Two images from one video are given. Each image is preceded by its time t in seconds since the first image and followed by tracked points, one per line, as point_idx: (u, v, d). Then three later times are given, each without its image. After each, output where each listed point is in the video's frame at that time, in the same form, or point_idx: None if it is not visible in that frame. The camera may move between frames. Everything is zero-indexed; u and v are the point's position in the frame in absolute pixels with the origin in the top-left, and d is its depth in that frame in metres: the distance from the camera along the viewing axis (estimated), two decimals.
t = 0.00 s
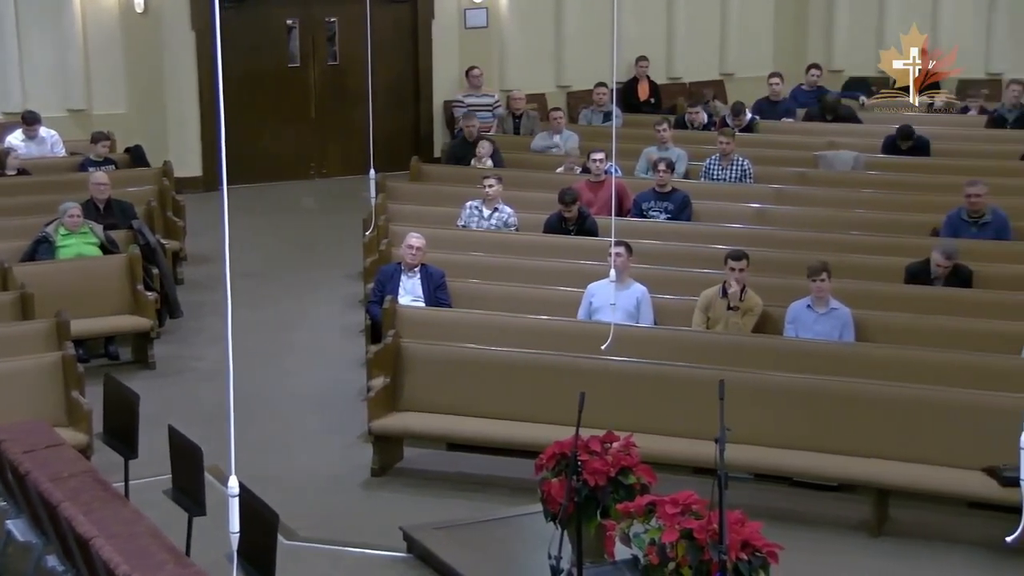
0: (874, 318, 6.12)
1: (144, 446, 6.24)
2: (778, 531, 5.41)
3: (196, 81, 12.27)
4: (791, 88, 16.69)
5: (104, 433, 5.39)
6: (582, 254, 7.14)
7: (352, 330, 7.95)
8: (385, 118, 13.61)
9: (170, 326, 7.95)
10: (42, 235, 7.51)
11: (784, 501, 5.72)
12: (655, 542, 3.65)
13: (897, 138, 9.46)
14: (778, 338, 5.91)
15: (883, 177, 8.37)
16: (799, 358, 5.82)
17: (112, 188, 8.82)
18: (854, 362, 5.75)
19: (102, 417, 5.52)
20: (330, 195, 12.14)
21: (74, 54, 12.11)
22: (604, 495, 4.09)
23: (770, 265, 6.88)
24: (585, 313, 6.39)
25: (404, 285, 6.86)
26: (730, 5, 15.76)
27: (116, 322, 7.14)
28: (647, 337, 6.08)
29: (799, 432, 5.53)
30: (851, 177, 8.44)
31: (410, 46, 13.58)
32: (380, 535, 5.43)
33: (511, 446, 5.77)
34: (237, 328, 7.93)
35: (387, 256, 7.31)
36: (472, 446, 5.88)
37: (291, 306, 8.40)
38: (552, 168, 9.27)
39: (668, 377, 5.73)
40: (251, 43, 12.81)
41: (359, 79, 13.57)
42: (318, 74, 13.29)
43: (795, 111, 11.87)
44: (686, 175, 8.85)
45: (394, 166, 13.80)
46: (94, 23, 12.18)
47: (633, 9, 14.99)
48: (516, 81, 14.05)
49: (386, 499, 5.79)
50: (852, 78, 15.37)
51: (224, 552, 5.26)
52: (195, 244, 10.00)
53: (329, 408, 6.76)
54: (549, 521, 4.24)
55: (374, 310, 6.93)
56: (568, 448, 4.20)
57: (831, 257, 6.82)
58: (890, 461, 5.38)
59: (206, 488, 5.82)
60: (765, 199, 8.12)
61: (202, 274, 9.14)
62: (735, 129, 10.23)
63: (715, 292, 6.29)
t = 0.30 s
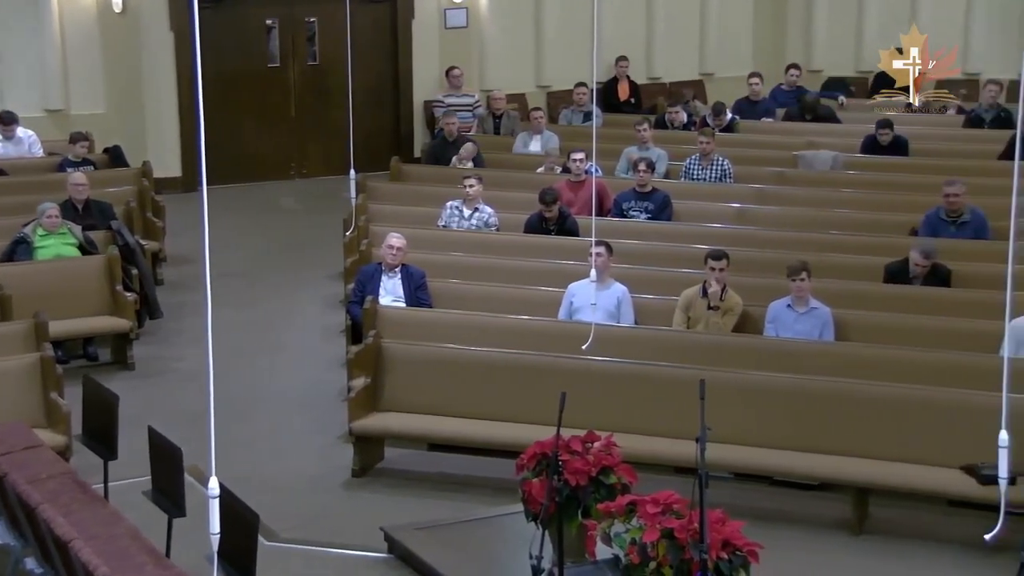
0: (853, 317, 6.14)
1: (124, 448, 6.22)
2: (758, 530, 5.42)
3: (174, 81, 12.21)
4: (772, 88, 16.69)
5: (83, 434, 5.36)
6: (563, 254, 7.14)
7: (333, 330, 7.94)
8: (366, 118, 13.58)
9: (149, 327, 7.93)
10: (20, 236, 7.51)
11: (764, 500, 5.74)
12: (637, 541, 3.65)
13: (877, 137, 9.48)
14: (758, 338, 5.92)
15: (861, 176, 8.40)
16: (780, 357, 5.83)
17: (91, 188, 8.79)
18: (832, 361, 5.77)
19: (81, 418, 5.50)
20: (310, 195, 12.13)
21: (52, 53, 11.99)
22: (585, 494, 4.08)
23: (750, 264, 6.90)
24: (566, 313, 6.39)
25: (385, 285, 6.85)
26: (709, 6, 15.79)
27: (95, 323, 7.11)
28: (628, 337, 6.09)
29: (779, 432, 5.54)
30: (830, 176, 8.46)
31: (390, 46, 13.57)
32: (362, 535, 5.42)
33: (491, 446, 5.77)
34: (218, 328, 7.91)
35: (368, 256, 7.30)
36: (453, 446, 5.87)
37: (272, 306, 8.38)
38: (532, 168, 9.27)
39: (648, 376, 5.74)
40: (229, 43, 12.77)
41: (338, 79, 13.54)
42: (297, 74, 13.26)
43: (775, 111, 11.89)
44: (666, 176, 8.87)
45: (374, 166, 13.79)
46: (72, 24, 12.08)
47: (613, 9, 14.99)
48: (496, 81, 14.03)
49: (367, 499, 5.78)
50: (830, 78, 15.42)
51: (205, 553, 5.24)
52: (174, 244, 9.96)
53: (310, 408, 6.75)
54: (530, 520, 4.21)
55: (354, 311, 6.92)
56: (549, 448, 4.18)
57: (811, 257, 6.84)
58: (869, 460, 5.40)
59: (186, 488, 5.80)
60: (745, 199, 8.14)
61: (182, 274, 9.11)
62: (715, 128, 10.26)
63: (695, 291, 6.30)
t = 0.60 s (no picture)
0: (832, 316, 6.16)
1: (103, 450, 6.18)
2: (738, 529, 5.43)
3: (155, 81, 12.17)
4: (751, 88, 16.74)
5: (61, 435, 5.34)
6: (543, 254, 7.15)
7: (313, 330, 7.93)
8: (346, 118, 13.57)
9: (128, 327, 7.91)
10: None
11: (744, 498, 5.75)
12: (618, 541, 3.58)
13: (856, 137, 9.51)
14: (738, 337, 5.93)
15: (840, 176, 8.43)
16: (759, 356, 5.84)
17: (69, 189, 8.76)
18: (811, 359, 5.78)
19: (59, 419, 5.47)
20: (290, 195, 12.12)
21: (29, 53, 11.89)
22: (566, 494, 4.02)
23: (729, 264, 6.92)
24: (547, 313, 6.39)
25: (365, 286, 6.85)
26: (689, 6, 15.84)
27: (74, 324, 7.08)
28: (608, 337, 6.09)
29: (758, 431, 5.55)
30: (809, 176, 8.49)
31: (370, 46, 13.57)
32: (342, 536, 5.41)
33: (471, 446, 5.76)
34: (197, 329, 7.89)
35: (348, 256, 7.29)
36: (433, 446, 5.87)
37: (252, 307, 8.36)
38: (513, 168, 9.27)
39: (628, 375, 5.75)
40: (208, 42, 12.73)
41: (318, 79, 13.52)
42: (277, 73, 13.22)
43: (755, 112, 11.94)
44: (646, 175, 8.88)
45: (353, 166, 13.78)
46: (50, 23, 11.98)
47: (593, 8, 15.01)
48: (476, 81, 14.02)
49: (347, 500, 5.77)
50: (810, 78, 15.46)
51: (183, 554, 5.21)
52: (154, 245, 9.92)
53: (291, 409, 6.73)
54: (511, 520, 4.18)
55: (334, 311, 6.91)
56: (529, 448, 4.12)
57: (790, 256, 6.86)
58: (849, 459, 5.41)
59: (165, 490, 5.78)
60: (725, 198, 8.16)
61: (162, 275, 9.08)
62: (695, 128, 10.28)
63: (675, 291, 6.31)
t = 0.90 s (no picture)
0: (811, 316, 6.18)
1: (81, 451, 6.16)
2: (718, 528, 5.44)
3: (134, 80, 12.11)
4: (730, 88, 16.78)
5: (39, 438, 5.31)
6: (523, 254, 7.15)
7: (293, 331, 7.91)
8: (325, 118, 13.55)
9: (106, 328, 7.87)
10: None
11: (725, 498, 5.76)
12: (599, 540, 3.57)
13: (834, 137, 9.54)
14: (717, 336, 5.95)
15: (819, 176, 8.45)
16: (739, 356, 5.86)
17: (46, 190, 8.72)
18: (791, 358, 5.80)
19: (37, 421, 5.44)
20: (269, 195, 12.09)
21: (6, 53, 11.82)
22: (546, 495, 4.01)
23: (708, 263, 6.93)
24: (527, 313, 6.39)
25: (345, 286, 6.84)
26: (668, 7, 15.88)
27: (52, 325, 7.05)
28: (589, 337, 6.10)
29: (738, 430, 5.56)
30: (788, 175, 8.50)
31: (350, 46, 13.55)
32: (322, 537, 5.40)
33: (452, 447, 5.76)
34: (176, 330, 7.86)
35: (328, 256, 7.28)
36: (414, 447, 5.86)
37: (232, 308, 8.33)
38: (492, 167, 9.27)
39: (608, 375, 5.75)
40: (187, 42, 12.69)
41: (298, 79, 13.48)
42: (256, 74, 13.19)
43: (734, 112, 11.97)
44: (626, 175, 8.90)
45: (333, 166, 13.77)
46: (26, 22, 11.88)
47: (572, 8, 15.03)
48: (456, 82, 14.01)
49: (327, 500, 5.76)
50: (789, 79, 15.50)
51: (163, 555, 5.19)
52: (132, 246, 9.88)
53: (271, 410, 6.72)
54: (491, 521, 4.17)
55: (314, 312, 6.89)
56: (510, 448, 4.11)
57: (770, 256, 6.88)
58: (829, 457, 5.43)
59: (144, 491, 5.76)
60: (705, 198, 8.18)
61: (141, 276, 9.05)
62: (675, 128, 10.30)
63: (655, 291, 6.32)
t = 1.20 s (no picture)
0: (790, 315, 6.19)
1: (59, 453, 6.13)
2: (699, 528, 5.45)
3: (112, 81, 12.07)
4: (710, 88, 16.81)
5: (17, 439, 5.28)
6: (503, 254, 7.15)
7: (273, 331, 7.89)
8: (305, 118, 13.53)
9: (85, 329, 7.85)
10: None
11: (705, 497, 5.78)
12: (579, 540, 3.55)
13: (814, 136, 9.57)
14: (698, 336, 5.95)
15: (799, 175, 8.47)
16: (719, 355, 5.87)
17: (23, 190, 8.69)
18: (771, 358, 5.81)
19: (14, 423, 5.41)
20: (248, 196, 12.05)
21: None
22: (527, 494, 4.00)
23: (688, 263, 6.95)
24: (507, 313, 6.39)
25: (326, 286, 6.83)
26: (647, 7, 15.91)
27: (30, 326, 7.02)
28: (569, 337, 6.10)
29: (719, 429, 5.57)
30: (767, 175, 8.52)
31: (329, 46, 13.53)
32: (303, 537, 5.39)
33: (433, 447, 5.76)
34: (155, 331, 7.84)
35: (309, 257, 7.27)
36: (394, 447, 5.85)
37: (211, 309, 8.31)
38: (472, 168, 9.27)
39: (588, 375, 5.76)
40: (165, 42, 12.66)
41: (277, 79, 13.46)
42: (235, 75, 13.16)
43: (714, 112, 12.00)
44: (606, 175, 8.91)
45: (313, 167, 13.75)
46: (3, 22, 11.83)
47: (552, 8, 15.04)
48: (436, 82, 13.99)
49: (308, 501, 5.75)
50: (768, 78, 15.52)
51: (142, 556, 5.17)
52: (111, 247, 9.85)
53: (250, 411, 6.70)
54: (472, 520, 4.15)
55: (294, 312, 6.88)
56: (491, 448, 4.09)
57: (750, 255, 6.89)
58: (808, 456, 5.44)
59: (123, 492, 5.74)
60: (685, 198, 8.19)
61: (119, 277, 9.02)
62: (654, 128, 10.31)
63: (636, 291, 6.32)
